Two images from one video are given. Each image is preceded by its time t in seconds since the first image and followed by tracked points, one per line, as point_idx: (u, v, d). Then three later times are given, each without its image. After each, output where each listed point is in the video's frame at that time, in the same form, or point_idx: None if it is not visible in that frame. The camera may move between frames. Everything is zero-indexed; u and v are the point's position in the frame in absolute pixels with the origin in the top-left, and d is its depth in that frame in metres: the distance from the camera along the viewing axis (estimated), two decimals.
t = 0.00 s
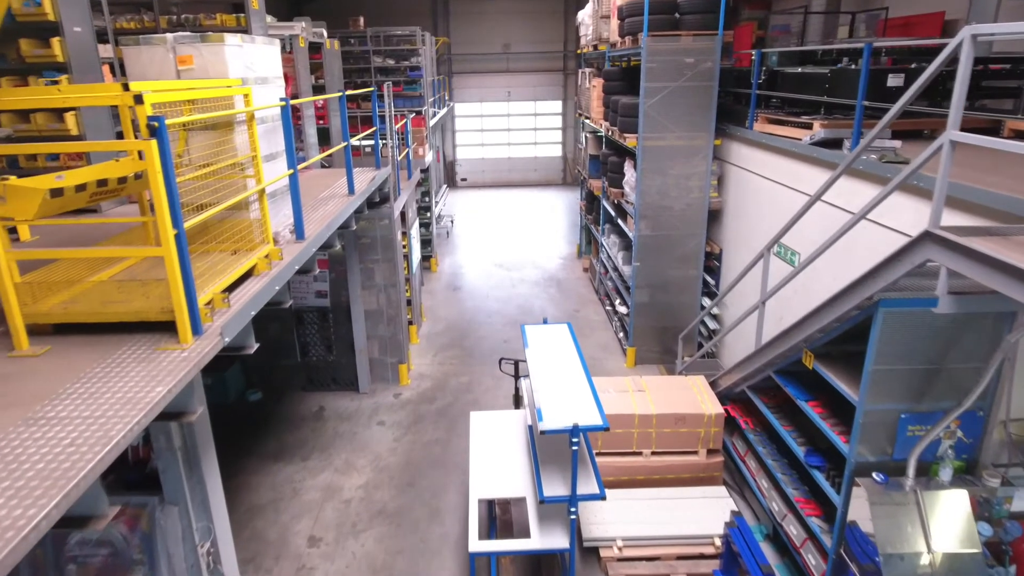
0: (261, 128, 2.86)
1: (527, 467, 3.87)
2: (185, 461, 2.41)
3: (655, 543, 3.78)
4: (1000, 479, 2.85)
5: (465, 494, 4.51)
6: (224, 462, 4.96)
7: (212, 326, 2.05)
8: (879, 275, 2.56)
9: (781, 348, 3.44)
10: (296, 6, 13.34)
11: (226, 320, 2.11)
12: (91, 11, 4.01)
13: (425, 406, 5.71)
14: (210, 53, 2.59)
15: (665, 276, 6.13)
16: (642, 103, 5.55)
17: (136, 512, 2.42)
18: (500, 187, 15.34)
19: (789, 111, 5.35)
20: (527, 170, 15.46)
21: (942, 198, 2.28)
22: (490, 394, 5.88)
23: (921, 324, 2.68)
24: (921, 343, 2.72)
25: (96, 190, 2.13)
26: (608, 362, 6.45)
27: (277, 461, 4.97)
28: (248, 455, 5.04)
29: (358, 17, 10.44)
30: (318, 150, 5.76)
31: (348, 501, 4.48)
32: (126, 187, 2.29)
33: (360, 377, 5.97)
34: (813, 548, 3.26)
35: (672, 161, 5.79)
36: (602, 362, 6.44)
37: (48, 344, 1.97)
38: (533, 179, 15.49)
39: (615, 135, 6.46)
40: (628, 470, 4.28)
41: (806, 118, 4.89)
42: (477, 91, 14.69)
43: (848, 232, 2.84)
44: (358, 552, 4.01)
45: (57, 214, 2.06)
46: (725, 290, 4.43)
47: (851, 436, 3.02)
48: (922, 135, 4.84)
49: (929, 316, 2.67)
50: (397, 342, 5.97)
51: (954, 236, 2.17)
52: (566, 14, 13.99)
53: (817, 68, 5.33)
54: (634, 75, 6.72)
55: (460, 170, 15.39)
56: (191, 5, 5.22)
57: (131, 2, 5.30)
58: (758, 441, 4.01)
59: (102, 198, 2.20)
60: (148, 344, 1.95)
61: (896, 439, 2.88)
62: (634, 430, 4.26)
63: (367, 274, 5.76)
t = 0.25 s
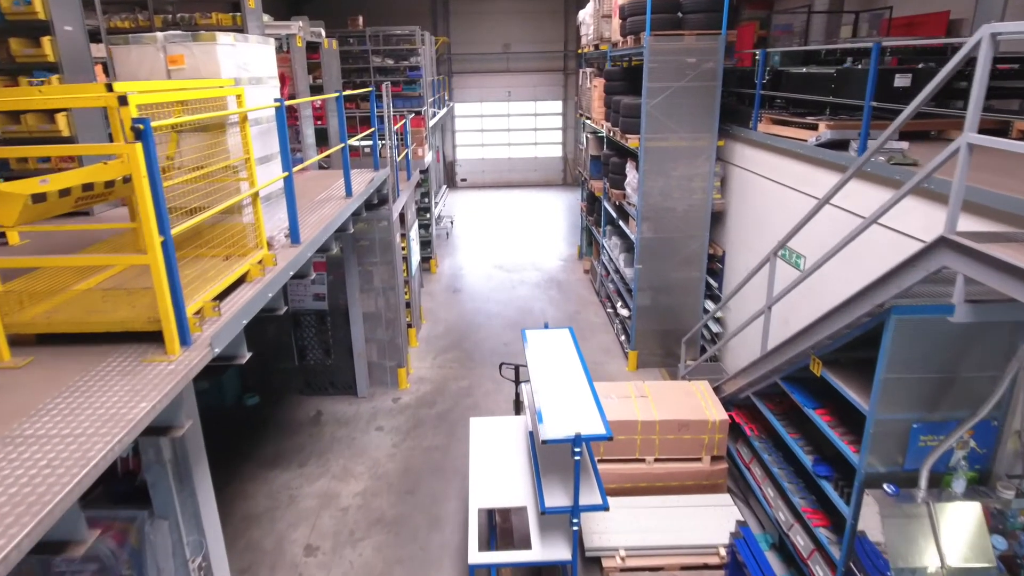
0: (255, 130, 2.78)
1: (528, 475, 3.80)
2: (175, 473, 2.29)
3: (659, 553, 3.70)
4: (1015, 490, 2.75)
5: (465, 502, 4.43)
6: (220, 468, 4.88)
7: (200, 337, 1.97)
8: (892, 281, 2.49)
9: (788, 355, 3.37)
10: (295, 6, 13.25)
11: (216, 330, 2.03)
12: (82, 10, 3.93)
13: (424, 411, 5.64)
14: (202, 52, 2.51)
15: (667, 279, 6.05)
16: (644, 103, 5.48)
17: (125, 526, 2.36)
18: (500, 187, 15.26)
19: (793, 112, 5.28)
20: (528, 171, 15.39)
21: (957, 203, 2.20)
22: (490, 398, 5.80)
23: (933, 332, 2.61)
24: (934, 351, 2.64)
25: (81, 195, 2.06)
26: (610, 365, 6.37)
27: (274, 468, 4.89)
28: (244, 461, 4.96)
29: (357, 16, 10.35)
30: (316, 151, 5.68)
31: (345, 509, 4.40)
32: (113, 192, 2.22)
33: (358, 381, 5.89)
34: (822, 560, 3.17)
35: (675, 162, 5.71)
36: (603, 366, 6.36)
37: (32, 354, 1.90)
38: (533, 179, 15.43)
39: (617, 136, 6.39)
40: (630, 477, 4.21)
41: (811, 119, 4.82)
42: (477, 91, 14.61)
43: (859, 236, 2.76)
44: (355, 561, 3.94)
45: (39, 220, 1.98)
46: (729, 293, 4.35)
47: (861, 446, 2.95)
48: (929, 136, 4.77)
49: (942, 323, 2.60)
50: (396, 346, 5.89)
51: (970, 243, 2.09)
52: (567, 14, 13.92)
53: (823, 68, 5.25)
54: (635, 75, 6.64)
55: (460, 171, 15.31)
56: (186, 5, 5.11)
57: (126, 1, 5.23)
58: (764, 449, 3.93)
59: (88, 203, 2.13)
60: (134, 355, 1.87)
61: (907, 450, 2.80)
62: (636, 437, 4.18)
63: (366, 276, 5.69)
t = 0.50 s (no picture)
0: (248, 132, 2.70)
1: (528, 484, 3.72)
2: (165, 487, 2.20)
3: (663, 563, 3.62)
4: None
5: (464, 510, 4.35)
6: (216, 475, 4.80)
7: (189, 347, 1.89)
8: (905, 288, 2.41)
9: (796, 362, 3.29)
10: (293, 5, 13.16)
11: (204, 340, 1.95)
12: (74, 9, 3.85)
13: (423, 416, 5.56)
14: (193, 52, 2.44)
15: (669, 281, 5.97)
16: (647, 103, 5.40)
17: (112, 542, 2.27)
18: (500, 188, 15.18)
19: (798, 112, 5.21)
20: (528, 171, 15.32)
21: (974, 208, 2.12)
22: (490, 403, 5.72)
23: (947, 340, 2.53)
24: (948, 361, 2.56)
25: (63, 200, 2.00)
26: (611, 369, 6.29)
27: (270, 474, 4.81)
28: (240, 467, 4.88)
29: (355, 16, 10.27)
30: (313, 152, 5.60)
31: (342, 517, 4.32)
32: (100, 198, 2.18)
33: (357, 386, 5.81)
34: (830, 571, 3.08)
35: (677, 163, 5.63)
36: (605, 369, 6.28)
37: (13, 366, 1.82)
38: (533, 180, 15.35)
39: (618, 136, 6.31)
40: (633, 485, 4.13)
41: (817, 120, 4.75)
42: (477, 91, 14.53)
43: (870, 241, 2.68)
44: (352, 571, 3.86)
45: (17, 227, 1.90)
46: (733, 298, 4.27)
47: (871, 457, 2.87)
48: (936, 137, 4.69)
49: (956, 331, 2.52)
50: (394, 350, 5.81)
51: (988, 250, 2.02)
52: (567, 13, 13.84)
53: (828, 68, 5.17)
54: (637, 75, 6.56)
55: (460, 171, 15.23)
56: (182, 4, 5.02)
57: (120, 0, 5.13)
58: (769, 457, 3.85)
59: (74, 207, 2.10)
60: (118, 368, 1.79)
61: (919, 461, 2.72)
62: (639, 444, 4.10)
63: (364, 279, 5.61)
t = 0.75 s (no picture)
0: (240, 133, 2.62)
1: (529, 492, 3.64)
2: (152, 501, 2.12)
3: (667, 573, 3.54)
4: None
5: (464, 517, 4.27)
6: (212, 482, 4.72)
7: (175, 360, 1.81)
8: (919, 295, 2.33)
9: (805, 369, 3.21)
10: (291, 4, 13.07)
11: (192, 351, 1.87)
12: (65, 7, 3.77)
13: (423, 420, 5.48)
14: (182, 51, 2.35)
15: (672, 283, 5.89)
16: (649, 103, 5.31)
17: (98, 558, 2.18)
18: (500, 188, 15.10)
19: (803, 112, 5.13)
20: (528, 171, 15.24)
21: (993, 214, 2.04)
22: (490, 407, 5.64)
23: (961, 349, 2.46)
24: (962, 370, 2.49)
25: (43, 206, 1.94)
26: (613, 372, 6.21)
27: (266, 481, 4.73)
28: (236, 474, 4.80)
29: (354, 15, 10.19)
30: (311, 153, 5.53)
31: (340, 525, 4.24)
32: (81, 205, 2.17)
33: (355, 390, 5.73)
34: None
35: (680, 164, 5.55)
36: (606, 373, 6.20)
37: None
38: (534, 180, 15.27)
39: (620, 137, 6.23)
40: (636, 493, 4.05)
41: (822, 121, 4.67)
42: (476, 91, 14.45)
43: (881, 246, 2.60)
44: None
45: None
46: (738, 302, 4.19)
47: (882, 468, 2.79)
48: (944, 138, 4.61)
49: (970, 340, 2.45)
50: (393, 353, 5.73)
51: (1009, 256, 1.93)
52: (567, 13, 13.75)
53: (834, 67, 5.10)
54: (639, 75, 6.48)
55: (460, 171, 15.15)
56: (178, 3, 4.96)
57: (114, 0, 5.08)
58: (775, 464, 3.77)
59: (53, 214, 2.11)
60: (100, 383, 1.71)
61: (933, 473, 2.65)
62: (642, 451, 4.02)
63: (362, 282, 5.54)
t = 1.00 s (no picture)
0: (232, 135, 2.53)
1: (530, 501, 3.55)
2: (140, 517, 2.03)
3: None
4: None
5: (463, 526, 4.19)
6: (207, 489, 4.64)
7: (159, 374, 1.73)
8: (936, 303, 2.24)
9: (814, 376, 3.12)
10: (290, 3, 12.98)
11: (178, 364, 1.78)
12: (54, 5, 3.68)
13: (421, 426, 5.40)
14: (170, 49, 2.27)
15: (674, 286, 5.81)
16: (652, 104, 5.23)
17: None
18: (500, 188, 15.02)
19: (809, 112, 5.04)
20: (528, 171, 15.15)
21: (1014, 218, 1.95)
22: (490, 412, 5.56)
23: (975, 357, 2.38)
24: (977, 378, 2.41)
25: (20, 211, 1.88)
26: (614, 376, 6.13)
27: (262, 488, 4.65)
28: (231, 481, 4.72)
29: (353, 14, 10.08)
30: (308, 154, 5.44)
31: (337, 534, 4.16)
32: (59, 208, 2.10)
33: (352, 395, 5.65)
34: None
35: (683, 165, 5.46)
36: (607, 377, 6.12)
37: None
38: (534, 180, 15.19)
39: (622, 137, 6.14)
40: (639, 501, 3.97)
41: (828, 121, 4.59)
42: (476, 91, 14.36)
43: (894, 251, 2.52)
44: None
45: None
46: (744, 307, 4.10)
47: (894, 480, 2.71)
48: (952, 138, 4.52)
49: (985, 347, 2.37)
50: (391, 357, 5.65)
51: None
52: (568, 12, 13.67)
53: (840, 67, 5.01)
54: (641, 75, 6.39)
55: (460, 172, 15.06)
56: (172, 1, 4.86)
57: None
58: (782, 473, 3.69)
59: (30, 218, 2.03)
60: (79, 400, 1.63)
61: (947, 486, 2.57)
62: (645, 459, 3.94)
63: (360, 285, 5.47)
